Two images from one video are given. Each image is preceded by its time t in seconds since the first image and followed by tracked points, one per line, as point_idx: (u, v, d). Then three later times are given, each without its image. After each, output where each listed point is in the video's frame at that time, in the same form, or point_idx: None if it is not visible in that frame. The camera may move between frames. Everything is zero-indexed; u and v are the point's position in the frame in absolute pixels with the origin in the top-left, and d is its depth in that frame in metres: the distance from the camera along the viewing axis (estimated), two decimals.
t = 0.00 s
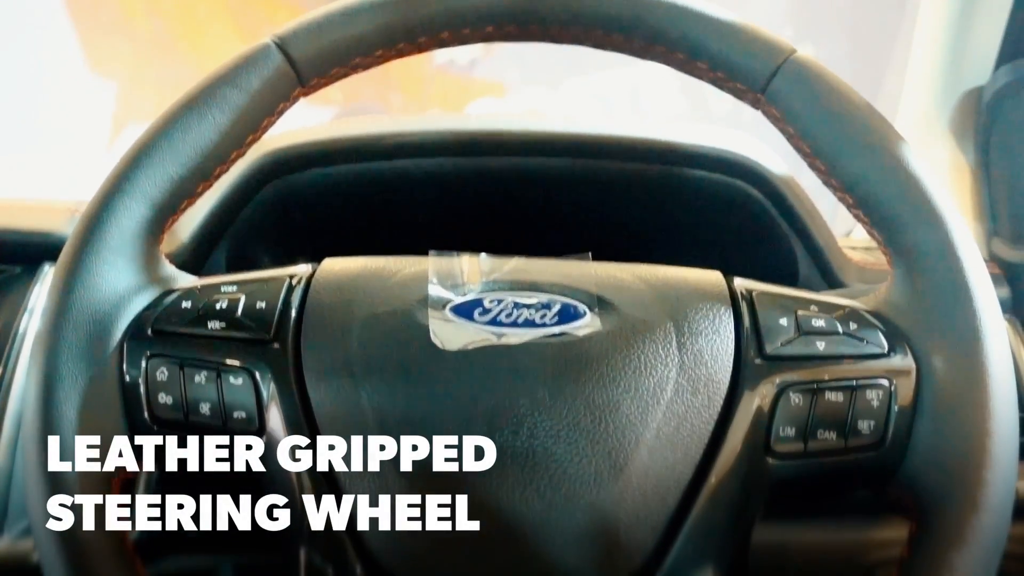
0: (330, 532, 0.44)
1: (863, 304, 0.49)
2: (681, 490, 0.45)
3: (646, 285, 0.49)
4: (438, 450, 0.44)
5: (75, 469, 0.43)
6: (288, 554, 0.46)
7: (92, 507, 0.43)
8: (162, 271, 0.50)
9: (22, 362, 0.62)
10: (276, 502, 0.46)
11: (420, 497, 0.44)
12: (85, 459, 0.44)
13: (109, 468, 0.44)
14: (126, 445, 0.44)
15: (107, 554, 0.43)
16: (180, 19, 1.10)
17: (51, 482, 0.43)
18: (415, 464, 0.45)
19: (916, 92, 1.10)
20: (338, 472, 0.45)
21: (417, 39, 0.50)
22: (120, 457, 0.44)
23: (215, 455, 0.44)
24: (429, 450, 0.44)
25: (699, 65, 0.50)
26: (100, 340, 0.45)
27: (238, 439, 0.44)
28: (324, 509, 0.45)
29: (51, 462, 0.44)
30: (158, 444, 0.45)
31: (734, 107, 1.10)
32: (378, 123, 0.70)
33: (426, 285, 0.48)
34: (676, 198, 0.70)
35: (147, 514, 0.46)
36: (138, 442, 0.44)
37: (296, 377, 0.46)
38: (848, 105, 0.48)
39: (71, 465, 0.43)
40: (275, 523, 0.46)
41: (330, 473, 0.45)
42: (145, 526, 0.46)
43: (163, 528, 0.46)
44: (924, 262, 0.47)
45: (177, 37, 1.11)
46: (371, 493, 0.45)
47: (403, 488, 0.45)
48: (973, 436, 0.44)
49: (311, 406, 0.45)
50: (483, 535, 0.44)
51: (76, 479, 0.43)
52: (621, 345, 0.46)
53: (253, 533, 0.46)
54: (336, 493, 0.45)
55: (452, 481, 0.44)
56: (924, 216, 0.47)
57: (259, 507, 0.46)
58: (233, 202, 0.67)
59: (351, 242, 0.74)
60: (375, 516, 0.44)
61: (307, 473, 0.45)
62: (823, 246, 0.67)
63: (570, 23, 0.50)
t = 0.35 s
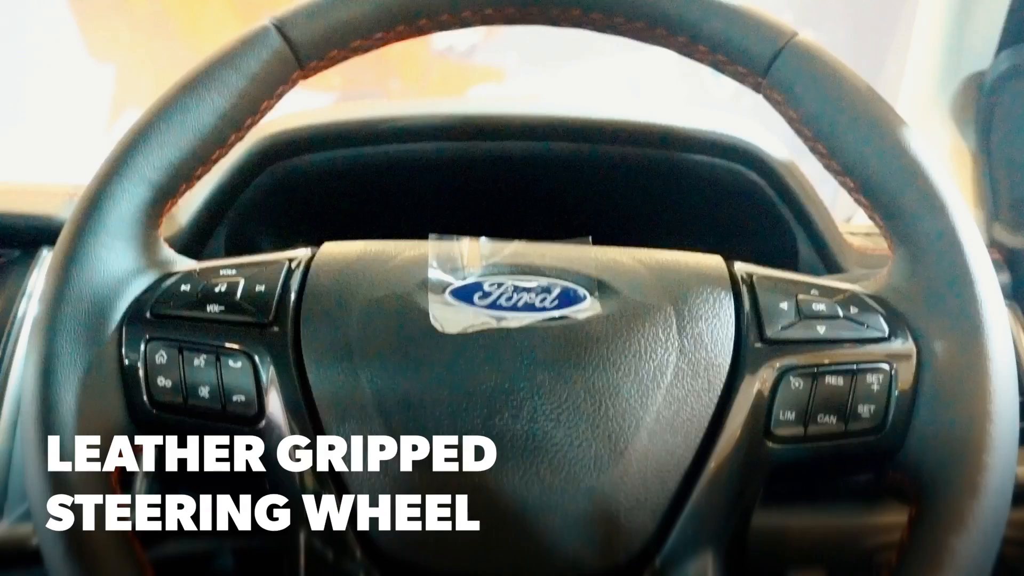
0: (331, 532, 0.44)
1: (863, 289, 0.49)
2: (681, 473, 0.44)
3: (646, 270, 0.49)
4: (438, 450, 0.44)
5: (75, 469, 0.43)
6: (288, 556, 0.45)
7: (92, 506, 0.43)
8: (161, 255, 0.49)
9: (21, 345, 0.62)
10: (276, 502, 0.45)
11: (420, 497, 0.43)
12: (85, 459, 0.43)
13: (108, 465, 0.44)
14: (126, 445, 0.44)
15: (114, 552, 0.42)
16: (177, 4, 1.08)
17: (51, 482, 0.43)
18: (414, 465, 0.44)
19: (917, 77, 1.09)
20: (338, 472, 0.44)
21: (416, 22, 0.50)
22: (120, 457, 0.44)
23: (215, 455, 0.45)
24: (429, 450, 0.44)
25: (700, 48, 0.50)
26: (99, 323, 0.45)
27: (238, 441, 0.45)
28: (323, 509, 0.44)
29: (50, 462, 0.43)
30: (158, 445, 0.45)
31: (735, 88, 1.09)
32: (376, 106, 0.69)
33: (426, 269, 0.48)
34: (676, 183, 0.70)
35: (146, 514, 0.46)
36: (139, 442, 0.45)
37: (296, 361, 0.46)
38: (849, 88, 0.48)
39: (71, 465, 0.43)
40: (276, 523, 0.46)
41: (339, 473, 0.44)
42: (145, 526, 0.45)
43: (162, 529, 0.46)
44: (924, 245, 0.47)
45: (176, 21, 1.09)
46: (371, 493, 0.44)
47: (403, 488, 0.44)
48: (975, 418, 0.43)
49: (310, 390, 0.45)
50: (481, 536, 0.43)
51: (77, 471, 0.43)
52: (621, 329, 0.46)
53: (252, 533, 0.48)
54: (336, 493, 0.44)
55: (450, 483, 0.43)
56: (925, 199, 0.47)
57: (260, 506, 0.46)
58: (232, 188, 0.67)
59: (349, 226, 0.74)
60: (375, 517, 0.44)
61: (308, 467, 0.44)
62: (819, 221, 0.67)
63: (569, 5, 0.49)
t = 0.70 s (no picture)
0: (330, 532, 0.43)
1: (864, 274, 0.49)
2: (681, 459, 0.44)
3: (647, 255, 0.49)
4: (438, 450, 0.43)
5: (75, 469, 0.43)
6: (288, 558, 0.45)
7: (92, 507, 0.42)
8: (160, 239, 0.49)
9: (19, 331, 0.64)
10: (276, 502, 0.46)
11: (420, 497, 0.43)
12: (85, 459, 0.43)
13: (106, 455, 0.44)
14: (126, 445, 0.45)
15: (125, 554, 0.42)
16: None
17: (51, 482, 0.42)
18: (415, 465, 0.44)
19: (918, 62, 1.08)
20: (339, 473, 0.44)
21: (416, 6, 0.49)
22: (120, 457, 0.44)
23: (215, 455, 0.46)
24: (429, 450, 0.43)
25: (701, 33, 0.50)
26: (97, 309, 0.45)
27: (237, 441, 0.45)
28: (323, 509, 0.44)
29: (50, 463, 0.43)
30: (158, 444, 0.47)
31: (736, 72, 1.08)
32: (375, 91, 0.69)
33: (426, 253, 0.48)
34: (677, 168, 0.70)
35: (146, 515, 0.46)
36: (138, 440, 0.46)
37: (295, 345, 0.45)
38: (851, 73, 0.48)
39: (71, 465, 0.43)
40: (276, 523, 0.46)
41: (347, 472, 0.44)
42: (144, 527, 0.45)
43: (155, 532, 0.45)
44: (925, 229, 0.47)
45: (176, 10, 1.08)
46: (371, 494, 0.44)
47: (403, 488, 0.44)
48: (975, 402, 0.43)
49: (310, 375, 0.45)
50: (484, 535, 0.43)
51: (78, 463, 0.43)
52: (621, 313, 0.46)
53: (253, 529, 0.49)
54: (337, 493, 0.44)
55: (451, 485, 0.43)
56: (926, 183, 0.47)
57: (260, 506, 0.46)
58: (230, 173, 0.67)
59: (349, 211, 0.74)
60: (375, 517, 0.43)
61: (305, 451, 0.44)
62: (815, 204, 0.67)
63: None
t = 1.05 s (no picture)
0: (330, 533, 0.42)
1: (865, 256, 0.49)
2: (681, 440, 0.44)
3: (648, 237, 0.49)
4: (438, 450, 0.43)
5: (75, 470, 0.42)
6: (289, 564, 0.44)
7: (92, 507, 0.42)
8: (159, 220, 0.49)
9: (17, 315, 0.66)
10: (276, 502, 0.45)
11: (420, 497, 0.42)
12: (85, 459, 0.42)
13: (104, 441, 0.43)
14: (126, 445, 0.44)
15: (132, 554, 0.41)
16: None
17: (52, 482, 0.42)
18: (415, 465, 0.43)
19: (920, 45, 1.06)
20: (340, 473, 0.43)
21: None
22: (120, 457, 0.44)
23: (216, 455, 0.51)
24: (429, 450, 0.43)
25: (702, 13, 0.50)
26: (96, 290, 0.45)
27: (239, 442, 0.48)
28: (323, 509, 0.43)
29: (50, 463, 0.42)
30: (158, 443, 0.53)
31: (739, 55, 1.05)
32: (376, 73, 0.70)
33: (426, 235, 0.48)
34: (678, 151, 0.71)
35: (147, 514, 0.44)
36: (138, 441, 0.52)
37: (294, 326, 0.45)
38: (854, 54, 0.47)
39: (71, 465, 0.42)
40: (276, 523, 0.45)
41: (351, 472, 0.43)
42: (144, 526, 0.43)
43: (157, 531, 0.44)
44: (926, 210, 0.47)
45: None
46: (371, 493, 0.43)
47: (404, 488, 0.43)
48: (977, 384, 0.43)
49: (310, 357, 0.45)
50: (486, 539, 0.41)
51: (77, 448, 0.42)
52: (621, 295, 0.46)
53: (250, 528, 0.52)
54: (336, 493, 0.43)
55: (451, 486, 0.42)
56: (928, 164, 0.47)
57: (261, 507, 0.46)
58: (229, 155, 0.67)
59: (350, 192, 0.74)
60: (375, 516, 0.42)
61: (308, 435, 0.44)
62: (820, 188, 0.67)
63: None
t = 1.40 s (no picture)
0: (329, 533, 0.42)
1: (865, 243, 0.49)
2: (681, 427, 0.44)
3: (647, 224, 0.49)
4: (438, 450, 0.42)
5: (75, 469, 0.42)
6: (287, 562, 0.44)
7: (92, 507, 0.41)
8: (158, 207, 0.50)
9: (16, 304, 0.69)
10: (276, 502, 0.45)
11: (420, 497, 0.42)
12: (85, 459, 0.42)
13: (105, 433, 0.44)
14: (126, 445, 0.43)
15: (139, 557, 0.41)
16: None
17: (52, 481, 0.42)
18: (415, 465, 0.43)
19: (921, 30, 1.06)
20: (340, 473, 0.43)
21: None
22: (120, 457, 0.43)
23: (216, 456, 0.50)
24: (429, 450, 0.42)
25: None
26: (94, 277, 0.45)
27: (238, 442, 0.49)
28: (323, 509, 0.42)
29: (51, 463, 0.42)
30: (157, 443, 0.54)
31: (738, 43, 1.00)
32: (376, 60, 0.70)
33: (426, 222, 0.48)
34: (678, 139, 0.71)
35: (147, 514, 0.42)
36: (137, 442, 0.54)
37: (293, 313, 0.45)
38: (856, 41, 0.47)
39: (71, 465, 0.42)
40: (276, 523, 0.45)
41: (352, 473, 0.43)
42: (144, 526, 0.42)
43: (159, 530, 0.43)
44: (926, 196, 0.47)
45: None
46: (372, 493, 0.43)
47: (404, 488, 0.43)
48: (977, 370, 0.43)
49: (310, 344, 0.45)
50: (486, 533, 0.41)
51: (77, 437, 0.42)
52: (622, 281, 0.46)
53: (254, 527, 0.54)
54: (336, 493, 0.43)
55: (452, 484, 0.42)
56: (929, 150, 0.47)
57: (261, 507, 0.46)
58: (229, 144, 0.67)
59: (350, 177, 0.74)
60: (375, 517, 0.42)
61: (308, 421, 0.44)
62: (819, 176, 0.67)
63: None
